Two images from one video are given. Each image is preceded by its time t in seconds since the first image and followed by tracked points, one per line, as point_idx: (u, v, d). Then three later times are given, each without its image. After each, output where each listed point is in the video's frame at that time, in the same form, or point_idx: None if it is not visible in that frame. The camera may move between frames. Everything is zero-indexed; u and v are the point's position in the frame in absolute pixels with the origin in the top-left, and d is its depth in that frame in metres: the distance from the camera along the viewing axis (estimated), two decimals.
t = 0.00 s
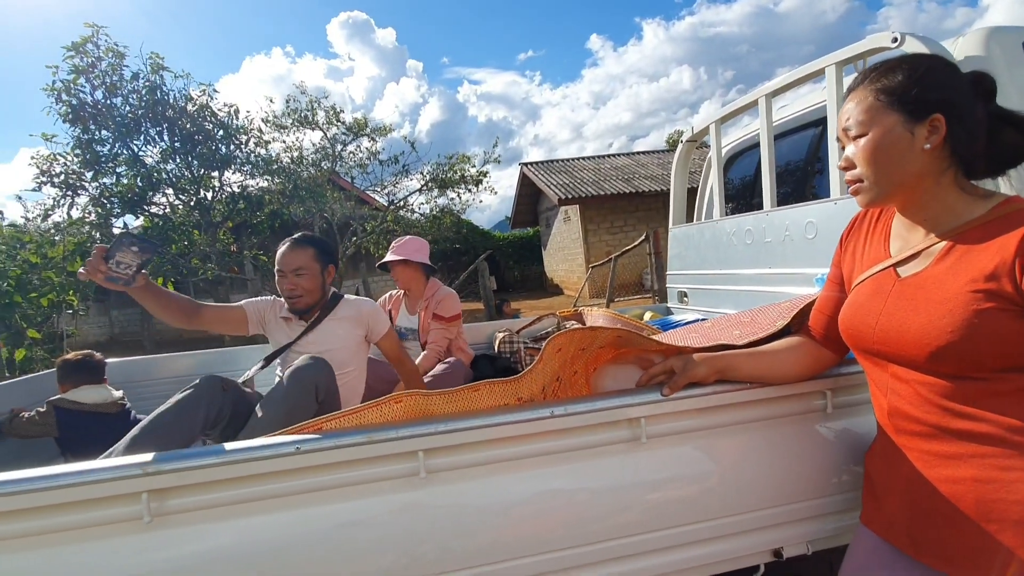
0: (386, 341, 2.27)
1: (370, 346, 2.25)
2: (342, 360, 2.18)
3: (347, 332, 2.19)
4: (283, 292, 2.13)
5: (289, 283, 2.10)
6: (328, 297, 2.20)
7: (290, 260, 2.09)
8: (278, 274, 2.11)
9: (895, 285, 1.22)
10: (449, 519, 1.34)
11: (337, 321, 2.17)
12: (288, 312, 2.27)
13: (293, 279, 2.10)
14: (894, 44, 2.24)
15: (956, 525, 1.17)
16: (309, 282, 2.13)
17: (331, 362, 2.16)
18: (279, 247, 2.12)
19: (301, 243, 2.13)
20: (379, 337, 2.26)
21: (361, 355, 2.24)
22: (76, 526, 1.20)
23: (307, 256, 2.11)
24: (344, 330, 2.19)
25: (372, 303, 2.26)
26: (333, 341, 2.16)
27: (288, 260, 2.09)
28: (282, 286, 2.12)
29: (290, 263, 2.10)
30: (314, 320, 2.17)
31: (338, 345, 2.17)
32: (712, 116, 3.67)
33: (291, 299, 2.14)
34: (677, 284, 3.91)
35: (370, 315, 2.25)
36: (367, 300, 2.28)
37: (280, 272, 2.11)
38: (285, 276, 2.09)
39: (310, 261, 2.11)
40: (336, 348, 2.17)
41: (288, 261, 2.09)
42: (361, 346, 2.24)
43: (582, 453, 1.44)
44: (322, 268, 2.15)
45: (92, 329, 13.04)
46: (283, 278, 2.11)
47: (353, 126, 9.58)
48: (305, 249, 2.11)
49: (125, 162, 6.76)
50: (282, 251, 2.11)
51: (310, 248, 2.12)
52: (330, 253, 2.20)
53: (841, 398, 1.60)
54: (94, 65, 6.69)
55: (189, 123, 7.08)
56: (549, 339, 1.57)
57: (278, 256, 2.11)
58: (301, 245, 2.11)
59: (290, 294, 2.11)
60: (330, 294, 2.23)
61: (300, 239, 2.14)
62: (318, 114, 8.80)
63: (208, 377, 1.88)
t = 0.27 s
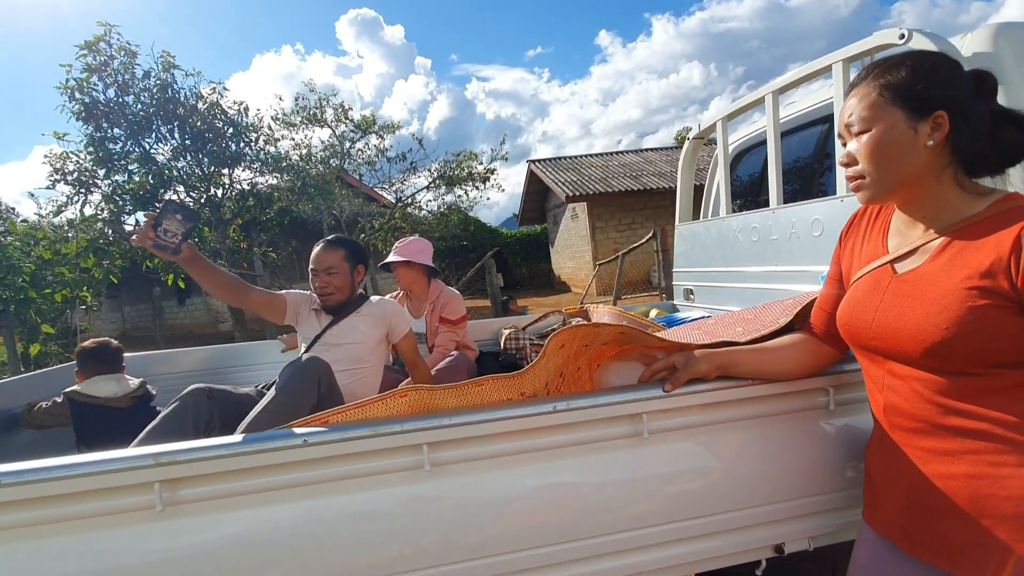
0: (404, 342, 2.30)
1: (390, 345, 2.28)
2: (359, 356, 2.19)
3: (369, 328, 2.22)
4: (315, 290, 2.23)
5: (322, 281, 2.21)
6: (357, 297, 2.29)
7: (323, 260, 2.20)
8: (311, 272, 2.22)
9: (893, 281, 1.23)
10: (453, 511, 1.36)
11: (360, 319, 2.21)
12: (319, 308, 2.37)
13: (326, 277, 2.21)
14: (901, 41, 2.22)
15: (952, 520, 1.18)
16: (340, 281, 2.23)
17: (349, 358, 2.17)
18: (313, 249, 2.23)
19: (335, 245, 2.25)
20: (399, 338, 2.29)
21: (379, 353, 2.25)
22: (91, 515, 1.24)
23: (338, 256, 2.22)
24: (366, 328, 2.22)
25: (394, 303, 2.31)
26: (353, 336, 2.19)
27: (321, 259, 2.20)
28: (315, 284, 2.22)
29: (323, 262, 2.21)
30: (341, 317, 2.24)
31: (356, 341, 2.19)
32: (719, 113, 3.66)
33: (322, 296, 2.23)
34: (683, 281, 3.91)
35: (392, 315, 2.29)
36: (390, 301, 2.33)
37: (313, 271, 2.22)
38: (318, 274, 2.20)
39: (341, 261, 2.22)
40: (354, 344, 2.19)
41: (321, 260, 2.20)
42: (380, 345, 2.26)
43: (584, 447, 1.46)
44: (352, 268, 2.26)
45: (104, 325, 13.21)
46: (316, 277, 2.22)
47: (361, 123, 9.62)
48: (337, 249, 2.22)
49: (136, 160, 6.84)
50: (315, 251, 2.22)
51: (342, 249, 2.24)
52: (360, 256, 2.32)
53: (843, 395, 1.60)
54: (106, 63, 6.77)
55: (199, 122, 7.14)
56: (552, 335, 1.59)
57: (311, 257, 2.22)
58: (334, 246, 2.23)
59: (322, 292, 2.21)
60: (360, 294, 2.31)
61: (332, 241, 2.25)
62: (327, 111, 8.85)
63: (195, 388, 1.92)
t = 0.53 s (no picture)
0: (405, 342, 2.30)
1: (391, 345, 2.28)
2: (361, 356, 2.20)
3: (371, 328, 2.22)
4: (319, 288, 2.24)
5: (326, 280, 2.22)
6: (360, 296, 2.30)
7: (326, 258, 2.21)
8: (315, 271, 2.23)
9: (886, 279, 1.23)
10: (453, 510, 1.37)
11: (362, 319, 2.23)
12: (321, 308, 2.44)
13: (330, 275, 2.22)
14: (904, 39, 2.22)
15: (946, 518, 1.18)
16: (344, 279, 2.24)
17: (352, 357, 2.18)
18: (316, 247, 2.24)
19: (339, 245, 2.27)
20: (401, 337, 2.29)
21: (381, 353, 2.26)
22: (95, 513, 1.25)
23: (341, 255, 2.24)
24: (368, 328, 2.22)
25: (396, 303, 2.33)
26: (356, 336, 2.19)
27: (324, 258, 2.22)
28: (319, 282, 2.24)
29: (327, 261, 2.22)
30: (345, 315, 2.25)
31: (358, 340, 2.19)
32: (721, 112, 3.65)
33: (326, 294, 2.24)
34: (685, 280, 3.91)
35: (394, 314, 2.29)
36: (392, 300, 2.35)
37: (317, 269, 2.23)
38: (322, 273, 2.21)
39: (345, 260, 2.24)
40: (356, 344, 2.19)
41: (325, 259, 2.22)
42: (383, 345, 2.26)
43: (583, 446, 1.46)
44: (356, 267, 2.27)
45: (110, 323, 13.28)
46: (320, 275, 2.23)
47: (364, 122, 9.63)
48: (340, 248, 2.24)
49: (140, 160, 6.87)
50: (319, 250, 2.23)
51: (345, 248, 2.26)
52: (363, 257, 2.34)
53: (843, 395, 1.60)
54: (109, 63, 6.79)
55: (202, 121, 7.16)
56: (549, 335, 1.59)
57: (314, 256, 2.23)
58: (337, 245, 2.25)
59: (326, 290, 2.22)
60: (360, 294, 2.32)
61: (335, 241, 2.27)
62: (329, 110, 8.86)
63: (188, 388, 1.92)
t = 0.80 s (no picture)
0: (411, 343, 2.31)
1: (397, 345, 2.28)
2: (368, 356, 2.20)
3: (377, 328, 2.22)
4: (329, 288, 2.24)
5: (337, 279, 2.22)
6: (368, 296, 2.30)
7: (336, 258, 2.21)
8: (325, 270, 2.23)
9: (893, 279, 1.22)
10: (459, 510, 1.37)
11: (368, 319, 2.23)
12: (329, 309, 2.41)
13: (340, 274, 2.22)
14: (912, 37, 2.20)
15: (954, 520, 1.17)
16: (354, 279, 2.25)
17: (358, 358, 2.19)
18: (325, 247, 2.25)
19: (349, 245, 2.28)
20: (406, 337, 2.29)
21: (387, 353, 2.26)
22: (103, 512, 1.26)
23: (351, 254, 2.24)
24: (375, 328, 2.23)
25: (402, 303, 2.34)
26: (362, 336, 2.20)
27: (334, 257, 2.22)
28: (329, 282, 2.23)
29: (337, 260, 2.22)
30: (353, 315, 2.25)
31: (365, 341, 2.20)
32: (726, 111, 3.64)
33: (335, 294, 2.24)
34: (689, 280, 3.90)
35: (399, 314, 2.30)
36: (398, 301, 2.35)
37: (328, 269, 2.23)
38: (332, 272, 2.21)
39: (354, 259, 2.24)
40: (363, 345, 2.20)
41: (335, 258, 2.22)
42: (389, 346, 2.27)
43: (590, 446, 1.46)
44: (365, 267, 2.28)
45: (117, 323, 13.36)
46: (329, 275, 2.23)
47: (368, 123, 9.65)
48: (350, 248, 2.24)
49: (146, 161, 6.91)
50: (327, 249, 2.23)
51: (354, 248, 2.26)
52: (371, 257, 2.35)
53: (851, 396, 1.59)
54: (116, 65, 6.83)
55: (208, 122, 7.19)
56: (555, 335, 1.59)
57: (323, 255, 2.23)
58: (346, 244, 2.25)
59: (336, 290, 2.22)
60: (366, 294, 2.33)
61: (344, 241, 2.27)
62: (334, 111, 8.88)
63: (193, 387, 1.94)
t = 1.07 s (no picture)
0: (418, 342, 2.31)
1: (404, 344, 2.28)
2: (376, 356, 2.20)
3: (384, 328, 2.22)
4: (338, 287, 2.24)
5: (346, 278, 2.22)
6: (376, 295, 2.31)
7: (346, 257, 2.22)
8: (334, 270, 2.23)
9: (909, 278, 1.20)
10: (469, 510, 1.36)
11: (375, 318, 2.23)
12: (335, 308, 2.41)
13: (350, 274, 2.23)
14: (923, 34, 2.18)
15: (970, 521, 1.16)
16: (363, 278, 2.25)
17: (366, 357, 2.19)
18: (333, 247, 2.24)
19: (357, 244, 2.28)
20: (413, 336, 2.30)
21: (394, 352, 2.26)
22: (115, 510, 1.26)
23: (360, 254, 2.25)
24: (383, 327, 2.23)
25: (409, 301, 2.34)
26: (370, 335, 2.19)
27: (344, 257, 2.22)
28: (338, 281, 2.23)
29: (347, 259, 2.22)
30: (362, 314, 2.25)
31: (372, 340, 2.20)
32: (734, 110, 3.62)
33: (345, 293, 2.24)
34: (697, 279, 3.88)
35: (406, 313, 2.30)
36: (404, 299, 2.36)
37: (337, 268, 2.23)
38: (342, 271, 2.22)
39: (364, 258, 2.25)
40: (370, 344, 2.19)
41: (345, 257, 2.22)
42: (396, 345, 2.27)
43: (600, 446, 1.45)
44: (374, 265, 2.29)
45: (125, 322, 13.45)
46: (339, 274, 2.22)
47: (374, 123, 9.67)
48: (358, 247, 2.25)
49: (154, 161, 6.95)
50: (336, 248, 2.23)
51: (363, 247, 2.26)
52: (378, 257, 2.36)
53: (863, 396, 1.58)
54: (124, 66, 6.87)
55: (215, 123, 7.22)
56: (564, 335, 1.58)
57: (332, 254, 2.23)
58: (354, 243, 2.25)
59: (346, 288, 2.22)
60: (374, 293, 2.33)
61: (352, 240, 2.27)
62: (340, 111, 8.91)
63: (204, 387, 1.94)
